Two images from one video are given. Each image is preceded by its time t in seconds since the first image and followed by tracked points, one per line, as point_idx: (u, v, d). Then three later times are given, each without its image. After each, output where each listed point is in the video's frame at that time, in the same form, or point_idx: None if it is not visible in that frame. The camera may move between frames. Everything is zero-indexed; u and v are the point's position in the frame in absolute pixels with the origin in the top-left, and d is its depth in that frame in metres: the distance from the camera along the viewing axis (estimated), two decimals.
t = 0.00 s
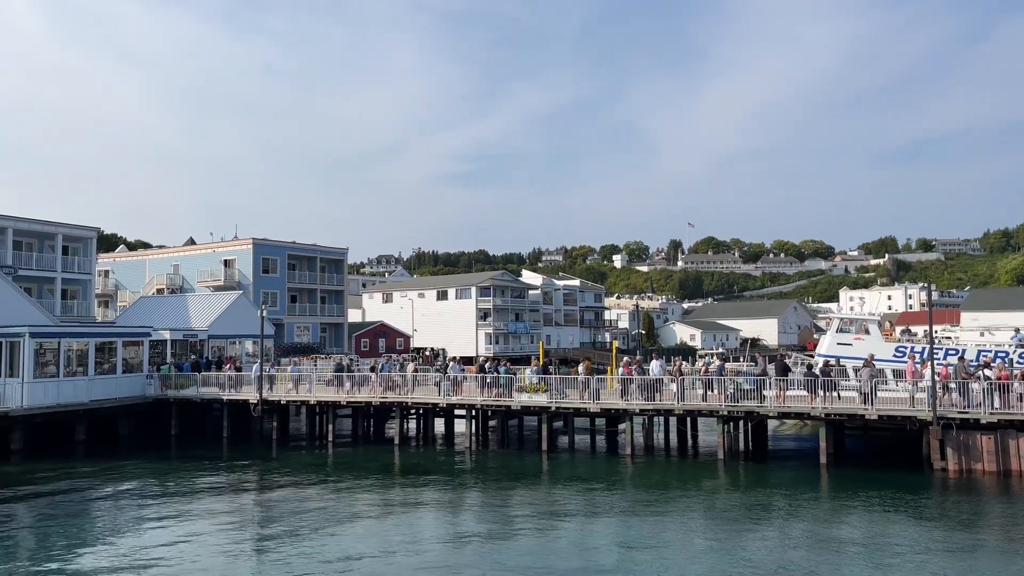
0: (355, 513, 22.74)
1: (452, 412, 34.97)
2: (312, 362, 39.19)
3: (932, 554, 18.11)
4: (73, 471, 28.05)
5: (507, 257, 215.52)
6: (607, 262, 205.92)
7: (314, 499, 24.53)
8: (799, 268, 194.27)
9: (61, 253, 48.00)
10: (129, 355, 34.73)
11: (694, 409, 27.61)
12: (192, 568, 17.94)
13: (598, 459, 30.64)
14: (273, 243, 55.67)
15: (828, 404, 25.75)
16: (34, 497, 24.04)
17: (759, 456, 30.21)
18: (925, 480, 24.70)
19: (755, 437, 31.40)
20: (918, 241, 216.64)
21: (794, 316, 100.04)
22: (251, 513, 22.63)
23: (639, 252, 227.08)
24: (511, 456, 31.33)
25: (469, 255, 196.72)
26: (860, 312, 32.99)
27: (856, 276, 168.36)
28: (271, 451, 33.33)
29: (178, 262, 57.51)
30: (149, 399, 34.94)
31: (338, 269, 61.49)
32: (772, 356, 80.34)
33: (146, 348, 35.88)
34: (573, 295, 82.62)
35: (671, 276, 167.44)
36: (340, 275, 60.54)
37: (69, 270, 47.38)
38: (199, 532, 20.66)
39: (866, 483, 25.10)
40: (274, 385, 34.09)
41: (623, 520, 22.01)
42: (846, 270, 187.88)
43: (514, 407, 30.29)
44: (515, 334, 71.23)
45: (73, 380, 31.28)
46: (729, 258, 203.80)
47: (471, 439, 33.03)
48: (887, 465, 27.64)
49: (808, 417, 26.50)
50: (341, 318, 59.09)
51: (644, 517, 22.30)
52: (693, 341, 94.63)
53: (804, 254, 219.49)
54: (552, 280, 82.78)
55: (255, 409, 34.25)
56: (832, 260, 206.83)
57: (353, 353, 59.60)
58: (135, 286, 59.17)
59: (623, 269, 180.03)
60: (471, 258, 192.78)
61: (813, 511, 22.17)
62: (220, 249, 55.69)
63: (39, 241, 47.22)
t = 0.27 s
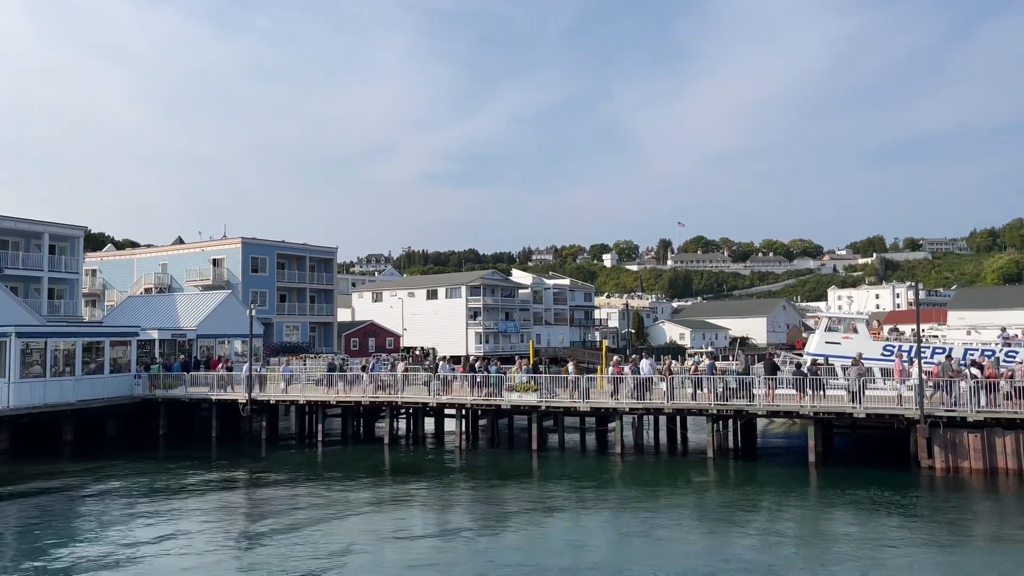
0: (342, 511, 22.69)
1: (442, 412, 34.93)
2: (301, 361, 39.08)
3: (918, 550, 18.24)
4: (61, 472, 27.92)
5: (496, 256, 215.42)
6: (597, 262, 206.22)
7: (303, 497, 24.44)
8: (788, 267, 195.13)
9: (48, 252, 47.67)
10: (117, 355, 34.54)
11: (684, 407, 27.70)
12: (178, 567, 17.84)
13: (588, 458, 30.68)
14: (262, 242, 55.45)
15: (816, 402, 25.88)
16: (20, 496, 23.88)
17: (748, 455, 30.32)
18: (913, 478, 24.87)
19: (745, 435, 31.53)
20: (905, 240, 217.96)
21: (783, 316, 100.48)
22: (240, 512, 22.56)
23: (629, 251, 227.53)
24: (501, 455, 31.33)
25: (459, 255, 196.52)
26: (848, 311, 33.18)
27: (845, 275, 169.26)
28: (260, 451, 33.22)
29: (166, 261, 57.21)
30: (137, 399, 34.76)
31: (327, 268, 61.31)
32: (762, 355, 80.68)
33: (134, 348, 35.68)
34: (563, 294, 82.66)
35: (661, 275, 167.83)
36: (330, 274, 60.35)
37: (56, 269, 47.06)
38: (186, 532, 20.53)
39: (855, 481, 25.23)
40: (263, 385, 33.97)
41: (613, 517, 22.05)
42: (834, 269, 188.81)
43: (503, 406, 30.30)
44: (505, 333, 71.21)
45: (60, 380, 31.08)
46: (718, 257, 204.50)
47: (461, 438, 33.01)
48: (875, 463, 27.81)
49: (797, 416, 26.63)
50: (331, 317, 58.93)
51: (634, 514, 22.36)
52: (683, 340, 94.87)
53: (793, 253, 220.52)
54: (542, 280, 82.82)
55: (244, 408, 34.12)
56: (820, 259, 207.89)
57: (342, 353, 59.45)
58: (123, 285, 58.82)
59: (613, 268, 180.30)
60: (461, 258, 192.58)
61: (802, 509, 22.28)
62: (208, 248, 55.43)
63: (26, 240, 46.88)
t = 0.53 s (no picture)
0: (329, 512, 22.60)
1: (429, 411, 34.87)
2: (287, 361, 38.90)
3: (900, 548, 18.41)
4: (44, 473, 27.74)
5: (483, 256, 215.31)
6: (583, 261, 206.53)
7: (289, 497, 24.32)
8: (773, 266, 196.21)
9: (31, 251, 47.20)
10: (101, 355, 34.25)
11: (670, 406, 27.80)
12: (163, 571, 17.68)
13: (574, 457, 30.74)
14: (247, 241, 55.14)
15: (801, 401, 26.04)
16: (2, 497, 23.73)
17: (734, 453, 30.46)
18: (896, 476, 25.07)
19: (730, 434, 31.69)
20: (888, 241, 219.94)
21: (769, 315, 101.04)
22: (226, 514, 22.41)
23: (616, 250, 228.05)
24: (487, 454, 31.32)
25: (446, 254, 196.27)
26: (833, 310, 33.39)
27: (830, 274, 170.42)
28: (245, 451, 33.06)
29: (151, 260, 56.79)
30: (121, 399, 34.51)
31: (313, 267, 61.06)
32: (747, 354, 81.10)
33: (118, 348, 35.43)
34: (550, 293, 82.73)
35: (648, 275, 168.31)
36: (316, 273, 60.11)
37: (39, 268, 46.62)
38: (171, 535, 20.36)
39: (838, 479, 25.42)
40: (248, 385, 33.79)
41: (600, 516, 22.09)
42: (819, 268, 190.07)
43: (490, 406, 30.29)
44: (492, 332, 71.18)
45: (43, 380, 30.80)
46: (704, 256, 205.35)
47: (448, 438, 32.96)
48: (859, 462, 28.00)
49: (782, 414, 26.78)
50: (317, 317, 58.69)
51: (621, 513, 22.40)
52: (669, 339, 95.19)
53: (778, 252, 221.78)
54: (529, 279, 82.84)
55: (230, 409, 33.93)
56: (805, 258, 209.15)
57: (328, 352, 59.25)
58: (107, 285, 58.32)
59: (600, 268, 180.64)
60: (447, 257, 192.38)
61: (787, 507, 22.41)
62: (193, 248, 55.08)
63: (8, 239, 46.41)
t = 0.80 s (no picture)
0: (318, 512, 22.45)
1: (418, 411, 34.77)
2: (275, 361, 38.72)
3: (889, 547, 18.49)
4: (30, 474, 27.58)
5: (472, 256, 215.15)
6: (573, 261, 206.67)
7: (277, 498, 24.15)
8: (761, 266, 197.06)
9: (16, 251, 46.80)
10: (88, 355, 34.02)
11: (659, 406, 27.85)
12: (151, 572, 17.50)
13: (564, 457, 30.74)
14: (235, 241, 54.87)
15: (790, 401, 26.14)
16: None
17: (723, 453, 30.53)
18: (883, 475, 25.22)
19: (719, 434, 31.75)
20: (875, 241, 221.42)
21: (757, 315, 101.48)
22: (213, 515, 22.22)
23: (605, 250, 228.45)
24: (477, 455, 31.27)
25: (435, 254, 195.97)
26: (821, 310, 33.55)
27: (818, 275, 171.33)
28: (234, 451, 32.91)
29: (138, 260, 56.43)
30: (108, 400, 34.27)
31: (302, 267, 60.83)
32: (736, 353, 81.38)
33: (105, 348, 35.18)
34: (539, 293, 82.74)
35: (637, 275, 168.60)
36: (304, 273, 59.89)
37: (25, 268, 46.26)
38: (159, 536, 20.17)
39: (827, 479, 25.52)
40: (237, 385, 33.62)
41: (590, 515, 22.08)
42: (807, 268, 191.01)
43: (480, 406, 30.26)
44: (482, 332, 71.11)
45: (29, 380, 30.55)
46: (693, 256, 205.91)
47: (437, 438, 32.90)
48: (847, 461, 28.11)
49: (770, 414, 26.87)
50: (305, 317, 58.48)
51: (611, 512, 22.39)
52: (658, 339, 95.40)
53: (767, 253, 222.76)
54: (519, 279, 82.81)
55: (217, 409, 33.75)
56: (794, 259, 210.15)
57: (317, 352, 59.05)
58: (93, 285, 57.90)
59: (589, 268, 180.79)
60: (437, 257, 192.11)
61: (776, 506, 22.48)
62: (181, 247, 54.76)
63: None
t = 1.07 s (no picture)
0: (304, 512, 22.35)
1: (405, 412, 34.70)
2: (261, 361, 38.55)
3: (871, 545, 18.66)
4: (12, 475, 27.34)
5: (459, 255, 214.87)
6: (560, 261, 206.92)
7: (262, 499, 24.02)
8: (747, 267, 198.07)
9: None
10: (71, 355, 33.74)
11: (645, 406, 27.95)
12: (135, 571, 17.44)
13: (551, 457, 30.77)
14: (220, 240, 54.56)
15: (774, 401, 26.29)
16: None
17: (708, 453, 30.66)
18: (867, 475, 25.43)
19: (705, 434, 31.88)
20: (859, 242, 223.08)
21: (743, 315, 101.99)
22: (198, 515, 22.05)
23: (592, 250, 228.84)
24: (463, 455, 31.25)
25: (422, 254, 195.56)
26: (806, 311, 33.79)
27: (802, 275, 172.41)
28: (219, 452, 32.72)
29: (121, 259, 55.99)
30: (91, 400, 34.00)
31: (288, 267, 60.56)
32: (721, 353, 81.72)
33: (89, 348, 34.90)
34: (526, 293, 82.77)
35: (623, 275, 169.01)
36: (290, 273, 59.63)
37: (7, 268, 45.79)
38: (143, 536, 20.01)
39: (811, 478, 25.70)
40: (222, 386, 33.43)
41: (577, 515, 22.13)
42: (792, 269, 192.16)
43: (467, 406, 30.26)
44: (468, 332, 71.06)
45: (11, 381, 30.25)
46: (679, 257, 206.64)
47: (423, 439, 32.86)
48: (831, 461, 28.31)
49: (755, 414, 27.01)
50: (291, 317, 58.23)
51: (597, 512, 22.46)
52: (645, 339, 95.67)
53: (752, 253, 223.92)
54: (505, 279, 82.80)
55: (202, 409, 33.56)
56: (779, 259, 211.34)
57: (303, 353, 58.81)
58: (76, 284, 57.39)
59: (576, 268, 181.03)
60: (424, 257, 191.84)
61: (760, 505, 22.62)
62: (166, 247, 54.39)
63: None
